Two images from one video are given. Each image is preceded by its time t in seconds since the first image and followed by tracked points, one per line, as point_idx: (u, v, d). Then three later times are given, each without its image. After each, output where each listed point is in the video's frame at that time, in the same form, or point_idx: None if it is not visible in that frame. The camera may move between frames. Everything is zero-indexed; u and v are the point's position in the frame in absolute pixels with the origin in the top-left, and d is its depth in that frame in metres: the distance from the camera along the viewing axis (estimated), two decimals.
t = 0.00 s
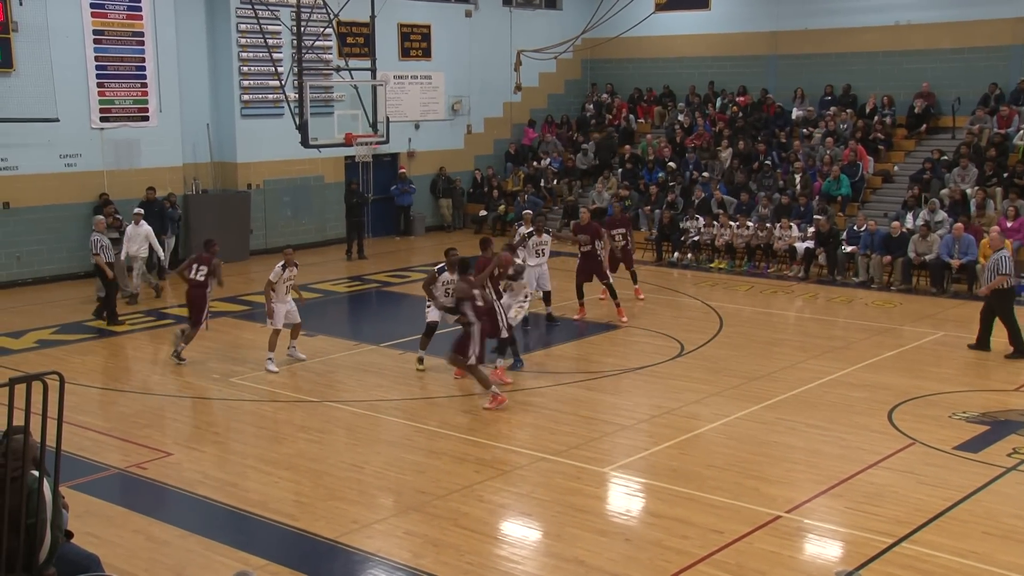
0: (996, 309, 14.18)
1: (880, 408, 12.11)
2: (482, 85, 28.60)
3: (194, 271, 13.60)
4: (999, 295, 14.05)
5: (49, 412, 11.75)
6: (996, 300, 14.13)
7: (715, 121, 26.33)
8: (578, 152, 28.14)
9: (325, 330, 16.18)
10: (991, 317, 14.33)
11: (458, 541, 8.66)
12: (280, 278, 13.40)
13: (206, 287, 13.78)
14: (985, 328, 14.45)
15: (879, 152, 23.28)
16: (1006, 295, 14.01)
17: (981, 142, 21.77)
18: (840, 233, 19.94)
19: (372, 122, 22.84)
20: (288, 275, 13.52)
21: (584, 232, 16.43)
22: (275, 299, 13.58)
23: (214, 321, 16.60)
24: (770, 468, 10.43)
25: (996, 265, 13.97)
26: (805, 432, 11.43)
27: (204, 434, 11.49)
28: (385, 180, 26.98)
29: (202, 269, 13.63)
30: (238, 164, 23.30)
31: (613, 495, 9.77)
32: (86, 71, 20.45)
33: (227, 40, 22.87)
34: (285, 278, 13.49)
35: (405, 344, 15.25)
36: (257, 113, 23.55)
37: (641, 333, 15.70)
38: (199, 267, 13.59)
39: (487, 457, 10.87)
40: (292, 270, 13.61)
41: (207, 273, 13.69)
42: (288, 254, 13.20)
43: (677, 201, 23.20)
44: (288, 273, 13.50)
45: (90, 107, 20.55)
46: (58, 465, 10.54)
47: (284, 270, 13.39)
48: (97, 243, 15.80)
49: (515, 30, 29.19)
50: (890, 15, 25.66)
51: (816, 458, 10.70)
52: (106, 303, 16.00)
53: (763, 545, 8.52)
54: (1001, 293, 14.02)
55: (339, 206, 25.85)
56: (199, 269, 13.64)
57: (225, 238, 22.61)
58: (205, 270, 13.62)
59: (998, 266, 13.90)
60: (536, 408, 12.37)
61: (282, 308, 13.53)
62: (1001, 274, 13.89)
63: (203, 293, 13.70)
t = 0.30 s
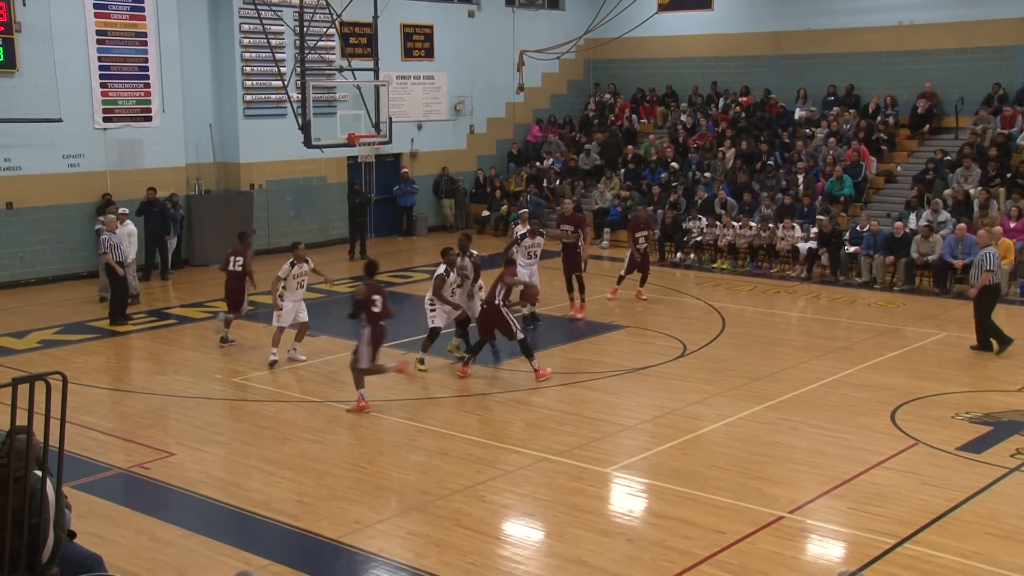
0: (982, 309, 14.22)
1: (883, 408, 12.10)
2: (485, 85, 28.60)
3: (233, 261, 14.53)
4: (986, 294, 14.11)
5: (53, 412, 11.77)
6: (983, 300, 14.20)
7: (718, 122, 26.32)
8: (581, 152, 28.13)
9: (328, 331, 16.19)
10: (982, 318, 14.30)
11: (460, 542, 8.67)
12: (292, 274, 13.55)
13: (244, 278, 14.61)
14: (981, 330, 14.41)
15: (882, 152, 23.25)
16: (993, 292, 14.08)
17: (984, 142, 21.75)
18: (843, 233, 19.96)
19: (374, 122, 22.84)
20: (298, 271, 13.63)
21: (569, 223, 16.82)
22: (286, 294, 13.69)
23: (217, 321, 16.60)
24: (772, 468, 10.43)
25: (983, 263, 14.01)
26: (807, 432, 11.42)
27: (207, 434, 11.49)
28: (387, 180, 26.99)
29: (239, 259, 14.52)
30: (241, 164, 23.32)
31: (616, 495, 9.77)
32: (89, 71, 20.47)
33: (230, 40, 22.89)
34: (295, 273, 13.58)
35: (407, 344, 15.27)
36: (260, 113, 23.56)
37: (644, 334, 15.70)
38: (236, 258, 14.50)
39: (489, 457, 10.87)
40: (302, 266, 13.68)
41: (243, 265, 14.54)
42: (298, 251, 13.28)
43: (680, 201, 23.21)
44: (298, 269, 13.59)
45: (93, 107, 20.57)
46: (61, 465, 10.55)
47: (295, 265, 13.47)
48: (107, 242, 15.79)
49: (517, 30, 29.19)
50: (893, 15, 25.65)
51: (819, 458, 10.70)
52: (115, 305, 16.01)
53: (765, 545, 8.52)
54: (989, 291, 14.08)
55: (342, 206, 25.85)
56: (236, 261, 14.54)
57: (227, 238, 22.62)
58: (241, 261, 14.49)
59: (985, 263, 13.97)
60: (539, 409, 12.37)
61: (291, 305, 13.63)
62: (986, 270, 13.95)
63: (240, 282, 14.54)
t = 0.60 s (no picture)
0: (969, 308, 14.24)
1: (885, 408, 12.08)
2: (487, 85, 28.60)
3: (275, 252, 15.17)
4: (975, 294, 14.13)
5: (55, 412, 11.77)
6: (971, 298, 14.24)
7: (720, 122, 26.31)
8: (583, 152, 28.14)
9: (330, 330, 16.18)
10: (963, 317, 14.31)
11: (462, 541, 8.67)
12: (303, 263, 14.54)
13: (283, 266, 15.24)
14: (949, 327, 14.55)
15: (884, 153, 23.22)
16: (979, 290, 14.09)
17: (987, 142, 21.72)
18: (845, 234, 19.94)
19: (376, 122, 22.84)
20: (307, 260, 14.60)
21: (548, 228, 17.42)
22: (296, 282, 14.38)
23: (219, 320, 16.60)
24: (775, 468, 10.43)
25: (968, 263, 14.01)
26: (810, 432, 11.42)
27: (208, 434, 11.50)
28: (389, 180, 27.00)
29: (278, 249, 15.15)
30: (243, 164, 23.33)
31: (617, 495, 9.77)
32: (92, 71, 20.49)
33: (232, 40, 22.89)
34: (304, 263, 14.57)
35: (408, 344, 15.25)
36: (262, 113, 23.57)
37: (646, 333, 15.70)
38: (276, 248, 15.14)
39: (491, 457, 10.87)
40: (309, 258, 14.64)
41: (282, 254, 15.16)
42: (310, 242, 14.33)
43: (682, 202, 23.22)
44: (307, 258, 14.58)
45: (96, 107, 20.60)
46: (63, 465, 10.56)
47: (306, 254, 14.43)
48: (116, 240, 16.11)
49: (519, 30, 29.19)
50: (895, 15, 25.64)
51: (820, 458, 10.69)
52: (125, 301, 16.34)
53: (767, 545, 8.52)
54: (976, 291, 14.09)
55: (344, 206, 25.86)
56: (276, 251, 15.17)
57: (229, 238, 22.62)
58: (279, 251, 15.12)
59: (970, 263, 13.98)
60: (540, 409, 12.35)
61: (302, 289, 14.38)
62: (972, 270, 13.95)
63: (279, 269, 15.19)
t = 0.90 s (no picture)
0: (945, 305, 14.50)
1: (885, 408, 12.07)
2: (488, 85, 28.58)
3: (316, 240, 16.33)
4: (953, 292, 14.33)
5: (55, 412, 11.77)
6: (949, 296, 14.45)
7: (721, 122, 26.28)
8: (584, 152, 28.12)
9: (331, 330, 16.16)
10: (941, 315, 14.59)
11: (463, 541, 8.67)
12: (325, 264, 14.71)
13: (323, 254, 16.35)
14: (938, 326, 14.70)
15: (886, 153, 23.19)
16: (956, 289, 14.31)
17: (988, 142, 21.70)
18: (846, 234, 19.90)
19: (377, 122, 22.84)
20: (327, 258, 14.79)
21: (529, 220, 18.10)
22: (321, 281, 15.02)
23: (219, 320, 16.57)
24: (775, 468, 10.43)
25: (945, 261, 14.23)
26: (811, 433, 11.41)
27: (209, 434, 11.50)
28: (390, 180, 27.01)
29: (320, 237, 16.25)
30: (244, 164, 23.34)
31: (618, 495, 9.77)
32: (93, 71, 20.50)
33: (233, 40, 22.88)
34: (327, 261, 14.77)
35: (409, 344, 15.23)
36: (263, 113, 23.58)
37: (648, 333, 15.69)
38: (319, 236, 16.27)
39: (492, 457, 10.87)
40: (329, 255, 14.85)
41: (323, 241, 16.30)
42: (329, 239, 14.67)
43: (683, 202, 23.22)
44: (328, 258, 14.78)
45: (97, 108, 20.61)
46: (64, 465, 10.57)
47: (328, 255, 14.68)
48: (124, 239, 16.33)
49: (520, 30, 29.18)
50: (896, 15, 25.63)
51: (821, 458, 10.70)
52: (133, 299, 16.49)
53: (768, 545, 8.51)
54: (954, 289, 14.29)
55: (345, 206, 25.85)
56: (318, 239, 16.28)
57: (229, 238, 22.60)
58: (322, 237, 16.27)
59: (947, 262, 14.20)
60: (541, 409, 12.35)
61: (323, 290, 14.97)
62: (949, 269, 14.16)
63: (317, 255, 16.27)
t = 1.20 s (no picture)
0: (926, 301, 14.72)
1: (886, 408, 12.06)
2: (488, 85, 28.57)
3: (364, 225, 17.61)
4: (934, 286, 14.56)
5: (55, 412, 11.76)
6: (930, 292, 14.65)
7: (721, 122, 26.26)
8: (584, 152, 28.13)
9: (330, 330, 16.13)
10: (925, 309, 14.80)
11: (463, 541, 8.67)
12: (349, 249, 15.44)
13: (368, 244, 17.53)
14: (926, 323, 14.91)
15: (886, 153, 23.17)
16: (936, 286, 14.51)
17: (988, 142, 21.69)
18: (846, 234, 19.90)
19: (377, 122, 22.82)
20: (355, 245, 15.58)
21: (515, 223, 17.95)
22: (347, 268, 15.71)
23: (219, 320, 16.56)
24: (775, 469, 10.44)
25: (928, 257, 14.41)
26: (812, 433, 11.41)
27: (210, 434, 11.50)
28: (390, 180, 27.01)
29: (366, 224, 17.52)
30: (244, 164, 23.34)
31: (619, 496, 9.77)
32: (93, 71, 20.50)
33: (233, 40, 22.87)
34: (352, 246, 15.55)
35: (408, 344, 15.19)
36: (263, 113, 23.57)
37: (648, 333, 15.66)
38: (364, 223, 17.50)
39: (492, 457, 10.88)
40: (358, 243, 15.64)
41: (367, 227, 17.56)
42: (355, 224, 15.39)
43: (683, 201, 23.23)
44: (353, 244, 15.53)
45: (97, 107, 20.61)
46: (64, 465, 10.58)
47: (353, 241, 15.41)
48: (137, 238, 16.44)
49: (520, 30, 29.17)
50: (896, 15, 25.62)
51: (821, 459, 10.71)
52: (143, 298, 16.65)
53: (768, 546, 8.51)
54: (933, 284, 14.50)
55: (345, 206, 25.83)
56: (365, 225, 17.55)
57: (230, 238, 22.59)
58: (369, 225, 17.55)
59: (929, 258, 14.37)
60: (542, 409, 12.34)
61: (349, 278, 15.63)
62: (930, 265, 14.34)
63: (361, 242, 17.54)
